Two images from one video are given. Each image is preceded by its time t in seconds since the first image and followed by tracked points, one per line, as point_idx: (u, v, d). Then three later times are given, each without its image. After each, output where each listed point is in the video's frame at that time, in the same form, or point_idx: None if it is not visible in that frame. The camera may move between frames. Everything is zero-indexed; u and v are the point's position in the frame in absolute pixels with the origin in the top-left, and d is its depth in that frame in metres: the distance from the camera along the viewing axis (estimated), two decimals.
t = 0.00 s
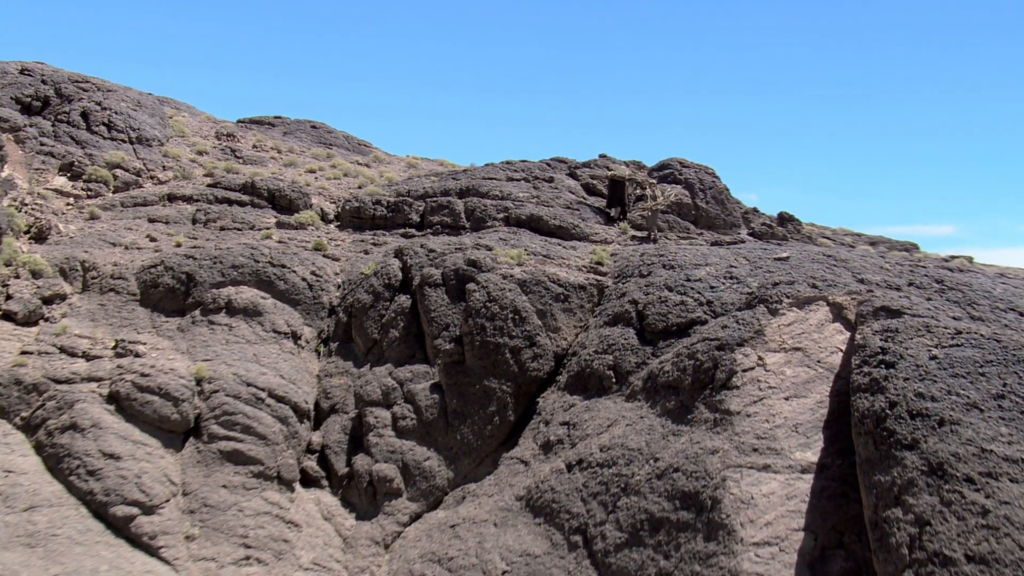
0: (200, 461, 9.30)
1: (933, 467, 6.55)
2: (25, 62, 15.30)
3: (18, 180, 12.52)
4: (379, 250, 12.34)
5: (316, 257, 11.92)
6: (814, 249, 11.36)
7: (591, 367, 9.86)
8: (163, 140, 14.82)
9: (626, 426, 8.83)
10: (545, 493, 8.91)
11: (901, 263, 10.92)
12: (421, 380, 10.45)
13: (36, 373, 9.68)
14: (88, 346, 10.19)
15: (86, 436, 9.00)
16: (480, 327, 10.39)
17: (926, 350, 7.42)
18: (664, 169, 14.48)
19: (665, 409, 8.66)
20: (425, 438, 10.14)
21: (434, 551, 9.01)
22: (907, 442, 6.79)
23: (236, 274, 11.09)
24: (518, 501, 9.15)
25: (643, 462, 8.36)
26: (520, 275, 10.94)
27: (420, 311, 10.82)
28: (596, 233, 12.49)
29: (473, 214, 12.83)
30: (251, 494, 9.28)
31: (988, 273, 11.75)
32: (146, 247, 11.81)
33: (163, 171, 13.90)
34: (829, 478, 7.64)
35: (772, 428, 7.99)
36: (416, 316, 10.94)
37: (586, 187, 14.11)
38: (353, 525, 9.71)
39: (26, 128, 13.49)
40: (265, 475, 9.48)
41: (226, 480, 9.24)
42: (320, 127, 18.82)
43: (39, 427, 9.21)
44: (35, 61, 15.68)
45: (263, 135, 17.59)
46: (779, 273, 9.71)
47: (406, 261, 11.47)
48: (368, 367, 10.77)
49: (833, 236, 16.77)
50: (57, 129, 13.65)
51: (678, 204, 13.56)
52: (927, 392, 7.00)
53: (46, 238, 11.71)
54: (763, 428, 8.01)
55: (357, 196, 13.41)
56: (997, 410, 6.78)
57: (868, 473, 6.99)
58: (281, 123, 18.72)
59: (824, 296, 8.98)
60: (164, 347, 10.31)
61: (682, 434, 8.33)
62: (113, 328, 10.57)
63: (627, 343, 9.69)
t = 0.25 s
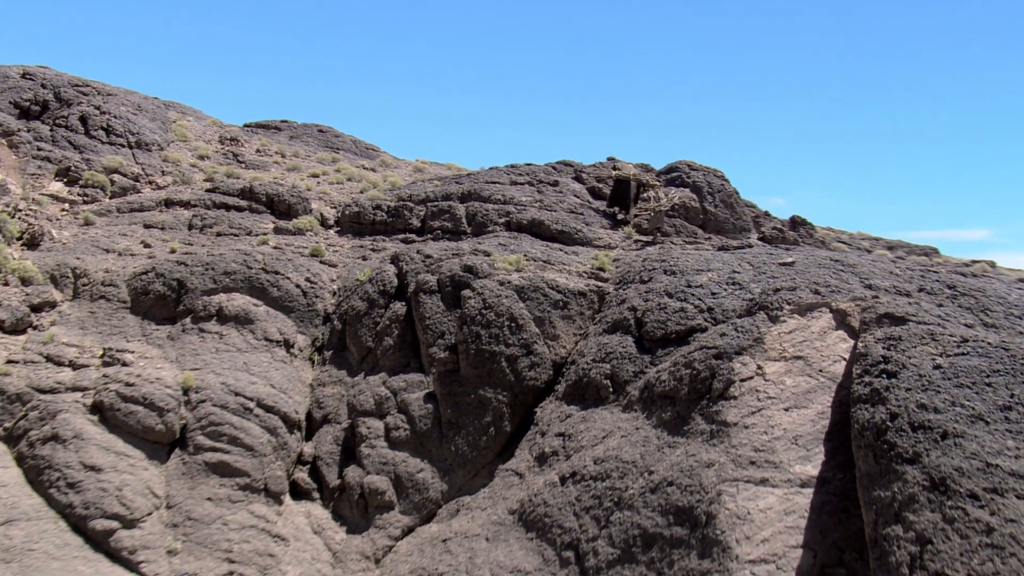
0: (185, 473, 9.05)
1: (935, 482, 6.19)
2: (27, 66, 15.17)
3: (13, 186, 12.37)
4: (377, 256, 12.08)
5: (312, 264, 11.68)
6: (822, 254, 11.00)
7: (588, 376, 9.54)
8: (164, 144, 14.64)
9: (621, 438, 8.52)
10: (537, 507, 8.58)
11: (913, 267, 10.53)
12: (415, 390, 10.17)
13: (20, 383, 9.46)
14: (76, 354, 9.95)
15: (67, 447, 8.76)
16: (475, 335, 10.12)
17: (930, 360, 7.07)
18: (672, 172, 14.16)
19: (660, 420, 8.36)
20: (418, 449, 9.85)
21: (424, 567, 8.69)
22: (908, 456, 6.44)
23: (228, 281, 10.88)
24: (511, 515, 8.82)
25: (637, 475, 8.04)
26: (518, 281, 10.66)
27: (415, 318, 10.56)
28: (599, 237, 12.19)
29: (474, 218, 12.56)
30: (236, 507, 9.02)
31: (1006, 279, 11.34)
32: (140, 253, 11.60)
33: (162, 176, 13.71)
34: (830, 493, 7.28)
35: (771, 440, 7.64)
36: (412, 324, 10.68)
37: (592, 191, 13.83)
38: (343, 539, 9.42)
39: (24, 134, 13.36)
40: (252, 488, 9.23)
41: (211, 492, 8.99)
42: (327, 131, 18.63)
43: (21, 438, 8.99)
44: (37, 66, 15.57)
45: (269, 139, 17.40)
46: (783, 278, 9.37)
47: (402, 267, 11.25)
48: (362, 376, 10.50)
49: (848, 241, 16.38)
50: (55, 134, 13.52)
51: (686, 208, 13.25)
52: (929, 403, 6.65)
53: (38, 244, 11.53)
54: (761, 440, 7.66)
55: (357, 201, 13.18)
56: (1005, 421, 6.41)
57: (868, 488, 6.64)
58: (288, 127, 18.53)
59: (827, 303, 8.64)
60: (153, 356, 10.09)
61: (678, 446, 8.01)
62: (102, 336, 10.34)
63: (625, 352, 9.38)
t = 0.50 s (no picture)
0: (169, 485, 8.81)
1: (936, 497, 5.81)
2: (28, 71, 15.03)
3: (7, 192, 12.21)
4: (375, 261, 11.84)
5: (307, 270, 11.45)
6: (830, 258, 10.65)
7: (584, 385, 9.23)
8: (164, 149, 14.46)
9: (615, 449, 8.22)
10: (529, 522, 8.25)
11: (924, 272, 10.16)
12: (409, 400, 9.90)
13: (4, 393, 9.24)
14: (63, 363, 9.72)
15: (47, 459, 8.54)
16: (470, 343, 9.85)
17: (932, 369, 6.72)
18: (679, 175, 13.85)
19: (655, 431, 8.05)
20: (411, 460, 9.57)
21: None
22: (908, 470, 6.08)
23: (220, 287, 10.66)
24: (503, 529, 8.49)
25: (629, 488, 7.74)
26: (515, 288, 10.38)
27: (409, 326, 10.30)
28: (602, 242, 11.89)
29: (475, 223, 12.29)
30: (221, 520, 8.76)
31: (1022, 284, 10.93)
32: (133, 259, 11.38)
33: (161, 181, 13.51)
34: (829, 508, 6.90)
35: (768, 452, 7.30)
36: (406, 331, 10.42)
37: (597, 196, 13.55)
38: (333, 553, 9.14)
39: (21, 139, 13.21)
40: (238, 500, 8.97)
41: (195, 505, 8.73)
42: (334, 136, 18.45)
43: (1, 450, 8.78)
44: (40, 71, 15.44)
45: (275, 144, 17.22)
46: (786, 283, 9.03)
47: (397, 273, 11.01)
48: (355, 384, 10.25)
49: (863, 246, 15.98)
50: (52, 139, 13.37)
51: (692, 212, 12.94)
52: (931, 414, 6.30)
53: (30, 250, 11.35)
54: (758, 451, 7.33)
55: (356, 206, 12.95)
56: (1011, 433, 6.03)
57: (867, 504, 6.28)
58: (295, 132, 18.35)
59: (829, 309, 8.31)
60: (141, 364, 9.86)
61: (672, 459, 7.70)
62: (91, 344, 10.11)
63: (622, 360, 9.07)
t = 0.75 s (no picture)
0: (149, 496, 8.58)
1: (931, 511, 5.48)
2: (26, 74, 14.88)
3: None
4: (369, 266, 11.59)
5: (299, 275, 11.22)
6: (835, 262, 10.33)
7: (577, 393, 8.93)
8: (161, 153, 14.28)
9: (605, 460, 7.92)
10: (516, 534, 7.95)
11: (931, 276, 9.81)
12: (398, 408, 9.64)
13: None
14: (46, 370, 9.49)
15: (23, 469, 8.32)
16: (460, 350, 9.58)
17: (930, 377, 6.40)
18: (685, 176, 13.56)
19: (645, 441, 7.75)
20: (399, 470, 9.30)
21: None
22: (902, 482, 5.74)
23: (208, 293, 10.44)
24: (490, 542, 8.20)
25: (618, 500, 7.45)
26: (508, 292, 10.11)
27: (400, 332, 10.04)
28: (601, 246, 11.61)
29: (472, 226, 12.04)
30: (202, 532, 8.52)
31: None
32: (122, 265, 11.17)
33: (156, 185, 13.31)
34: (824, 522, 6.55)
35: (760, 463, 6.99)
36: (397, 337, 10.16)
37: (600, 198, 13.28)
38: (319, 566, 8.88)
39: (14, 144, 13.06)
40: (220, 511, 8.73)
41: (175, 517, 8.49)
42: (337, 139, 18.26)
43: None
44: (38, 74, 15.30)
45: (277, 147, 17.03)
46: (784, 287, 8.72)
47: (389, 278, 10.73)
48: (345, 392, 10.00)
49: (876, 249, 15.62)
50: (46, 143, 13.22)
51: (696, 215, 12.65)
52: (927, 423, 5.98)
53: (18, 256, 11.16)
54: (751, 463, 7.01)
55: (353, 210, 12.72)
56: (1011, 444, 5.69)
57: (860, 517, 5.94)
58: (298, 135, 18.15)
59: (827, 314, 8.00)
60: (125, 372, 9.64)
61: (663, 470, 7.40)
62: (76, 351, 9.89)
63: (615, 367, 8.78)
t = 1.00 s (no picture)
0: (127, 507, 8.34)
1: (924, 526, 5.15)
2: (23, 77, 14.74)
3: None
4: (362, 270, 11.36)
5: (289, 280, 11.01)
6: (838, 265, 10.01)
7: (568, 401, 8.65)
8: (157, 156, 14.10)
9: (593, 470, 7.64)
10: (501, 547, 7.64)
11: (938, 280, 9.47)
12: (386, 416, 9.38)
13: None
14: (27, 377, 9.24)
15: None
16: (450, 357, 9.33)
17: (925, 385, 6.11)
18: (689, 176, 13.25)
19: (634, 451, 7.47)
20: (387, 480, 9.03)
21: None
22: (894, 495, 5.43)
23: (194, 299, 10.24)
24: (476, 554, 7.90)
25: (604, 512, 7.15)
26: (500, 298, 9.85)
27: (389, 339, 9.80)
28: (600, 249, 11.33)
29: (468, 230, 11.79)
30: (181, 544, 8.27)
31: None
32: (111, 269, 10.96)
33: (151, 188, 13.12)
34: (818, 536, 6.15)
35: (751, 474, 6.68)
36: (387, 344, 9.91)
37: (602, 201, 13.02)
38: None
39: (7, 148, 12.91)
40: (201, 523, 8.49)
41: (153, 528, 8.24)
42: (341, 143, 18.06)
43: None
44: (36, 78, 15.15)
45: (278, 151, 16.83)
46: (781, 291, 8.42)
47: (380, 283, 10.56)
48: (333, 400, 9.75)
49: (887, 252, 15.26)
50: (39, 146, 13.07)
51: (699, 218, 12.36)
52: (921, 433, 5.67)
53: (6, 260, 10.98)
54: (741, 474, 6.70)
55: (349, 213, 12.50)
56: (1008, 454, 5.37)
57: (851, 531, 5.60)
58: (301, 140, 17.98)
59: (822, 319, 7.71)
60: (108, 379, 9.42)
61: (651, 481, 7.10)
62: (59, 358, 9.65)
63: (607, 374, 8.49)
